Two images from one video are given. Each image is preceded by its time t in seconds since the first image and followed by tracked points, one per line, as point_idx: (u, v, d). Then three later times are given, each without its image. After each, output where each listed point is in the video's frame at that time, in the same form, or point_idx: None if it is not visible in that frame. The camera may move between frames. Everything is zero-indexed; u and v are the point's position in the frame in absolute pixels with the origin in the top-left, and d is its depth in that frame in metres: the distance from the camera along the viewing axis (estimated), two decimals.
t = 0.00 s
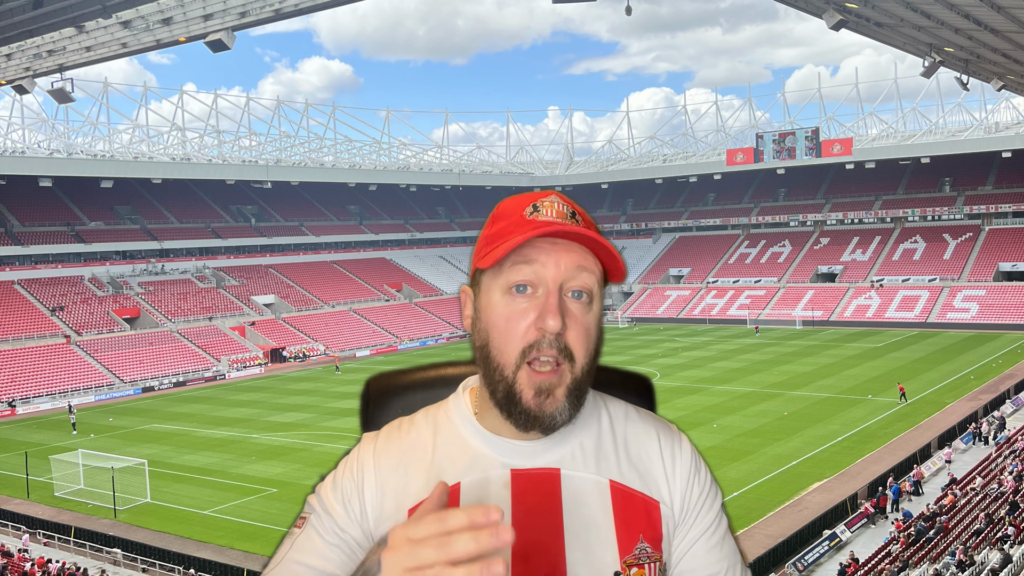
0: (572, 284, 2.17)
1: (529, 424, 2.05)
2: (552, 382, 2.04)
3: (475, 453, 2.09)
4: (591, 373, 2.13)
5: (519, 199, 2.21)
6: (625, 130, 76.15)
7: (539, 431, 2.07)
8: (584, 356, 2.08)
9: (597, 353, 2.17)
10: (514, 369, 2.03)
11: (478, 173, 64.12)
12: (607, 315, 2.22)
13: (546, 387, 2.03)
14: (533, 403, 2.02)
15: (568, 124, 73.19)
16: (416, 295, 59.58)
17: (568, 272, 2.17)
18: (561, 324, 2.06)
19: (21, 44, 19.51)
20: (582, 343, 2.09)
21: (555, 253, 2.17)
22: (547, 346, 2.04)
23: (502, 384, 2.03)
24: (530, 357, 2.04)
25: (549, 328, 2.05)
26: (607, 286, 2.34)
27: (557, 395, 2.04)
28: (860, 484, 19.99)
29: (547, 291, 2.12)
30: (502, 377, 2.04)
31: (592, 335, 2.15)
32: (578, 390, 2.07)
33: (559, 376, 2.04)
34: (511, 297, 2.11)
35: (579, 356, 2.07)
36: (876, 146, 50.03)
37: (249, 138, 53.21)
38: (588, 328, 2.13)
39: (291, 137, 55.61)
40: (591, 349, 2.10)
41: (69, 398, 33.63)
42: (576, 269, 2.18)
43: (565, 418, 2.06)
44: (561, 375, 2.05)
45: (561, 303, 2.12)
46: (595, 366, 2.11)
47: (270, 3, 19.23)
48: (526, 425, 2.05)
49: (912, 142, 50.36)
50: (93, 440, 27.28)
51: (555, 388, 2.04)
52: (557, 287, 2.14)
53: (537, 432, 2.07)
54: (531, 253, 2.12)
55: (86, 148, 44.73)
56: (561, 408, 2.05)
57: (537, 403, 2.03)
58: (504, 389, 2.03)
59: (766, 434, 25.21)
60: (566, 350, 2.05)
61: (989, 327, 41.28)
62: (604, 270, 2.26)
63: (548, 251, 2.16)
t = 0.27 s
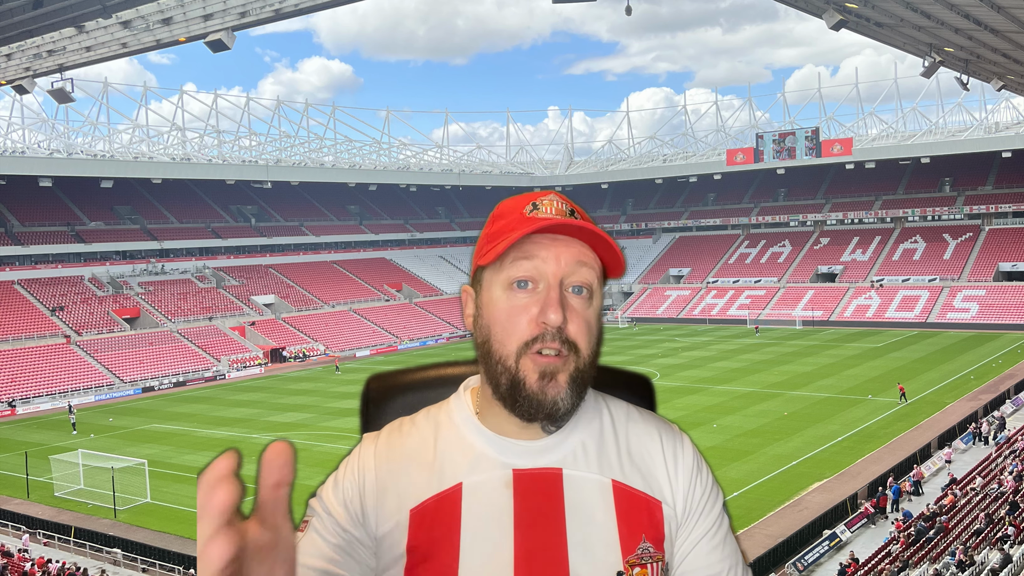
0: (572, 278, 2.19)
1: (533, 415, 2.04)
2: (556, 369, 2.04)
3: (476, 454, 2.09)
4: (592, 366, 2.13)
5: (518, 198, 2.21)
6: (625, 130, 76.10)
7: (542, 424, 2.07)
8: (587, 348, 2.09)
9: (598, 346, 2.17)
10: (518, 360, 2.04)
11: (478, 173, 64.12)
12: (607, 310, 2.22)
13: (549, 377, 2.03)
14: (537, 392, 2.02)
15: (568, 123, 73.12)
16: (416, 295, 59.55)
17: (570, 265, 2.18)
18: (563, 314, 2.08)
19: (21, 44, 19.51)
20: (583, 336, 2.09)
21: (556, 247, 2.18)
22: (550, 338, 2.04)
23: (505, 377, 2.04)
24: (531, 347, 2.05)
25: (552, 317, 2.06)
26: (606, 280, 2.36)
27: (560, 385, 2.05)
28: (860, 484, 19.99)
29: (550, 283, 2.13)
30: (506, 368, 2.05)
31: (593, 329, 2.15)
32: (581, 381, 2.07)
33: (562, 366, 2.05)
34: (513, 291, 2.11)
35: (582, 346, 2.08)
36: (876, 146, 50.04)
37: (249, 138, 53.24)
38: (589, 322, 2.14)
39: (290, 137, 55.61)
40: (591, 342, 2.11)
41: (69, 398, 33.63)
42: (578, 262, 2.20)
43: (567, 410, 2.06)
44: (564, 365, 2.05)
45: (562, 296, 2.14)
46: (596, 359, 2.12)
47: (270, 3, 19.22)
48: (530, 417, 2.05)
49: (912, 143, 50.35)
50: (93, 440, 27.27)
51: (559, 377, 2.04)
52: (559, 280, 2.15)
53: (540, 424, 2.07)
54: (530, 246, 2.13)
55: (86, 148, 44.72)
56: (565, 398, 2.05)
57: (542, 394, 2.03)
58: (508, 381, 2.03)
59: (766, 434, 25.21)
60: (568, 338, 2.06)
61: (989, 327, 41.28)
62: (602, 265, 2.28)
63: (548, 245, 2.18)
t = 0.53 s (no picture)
0: (577, 278, 2.19)
1: (536, 417, 2.04)
2: (560, 371, 2.04)
3: (478, 455, 2.09)
4: (594, 368, 2.14)
5: (523, 198, 2.21)
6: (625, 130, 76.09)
7: (544, 425, 2.07)
8: (589, 349, 2.09)
9: (600, 347, 2.17)
10: (521, 361, 2.04)
11: (478, 173, 64.11)
12: (610, 311, 2.22)
13: (553, 378, 2.03)
14: (540, 394, 2.02)
15: (568, 123, 73.11)
16: (416, 295, 59.53)
17: (573, 264, 2.19)
18: (568, 314, 2.08)
19: (21, 44, 19.51)
20: (586, 336, 2.10)
21: (559, 247, 2.19)
22: (554, 338, 2.04)
23: (508, 378, 2.04)
24: (535, 348, 2.04)
25: (558, 318, 2.06)
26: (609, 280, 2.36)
27: (563, 388, 2.05)
28: (859, 484, 19.99)
29: (554, 284, 2.13)
30: (507, 370, 2.05)
31: (595, 329, 2.15)
32: (584, 383, 2.07)
33: (565, 368, 2.05)
34: (516, 291, 2.11)
35: (586, 347, 2.08)
36: (876, 146, 50.06)
37: (249, 138, 53.29)
38: (592, 323, 2.14)
39: (290, 137, 55.61)
40: (594, 343, 2.11)
41: (69, 398, 33.62)
42: (581, 263, 2.21)
43: (570, 412, 2.05)
44: (568, 367, 2.05)
45: (567, 296, 2.14)
46: (598, 361, 2.12)
47: (270, 3, 19.22)
48: (532, 419, 2.04)
49: (912, 143, 50.36)
50: (93, 440, 27.26)
51: (562, 380, 2.05)
52: (563, 280, 2.15)
53: (542, 425, 2.07)
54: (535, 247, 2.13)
55: (86, 148, 44.72)
56: (568, 401, 2.05)
57: (545, 396, 2.02)
58: (511, 382, 2.03)
59: (766, 434, 25.21)
60: (571, 339, 2.06)
61: (989, 327, 41.28)
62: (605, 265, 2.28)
63: (551, 245, 2.17)
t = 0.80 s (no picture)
0: (572, 282, 2.18)
1: (534, 421, 2.04)
2: (556, 378, 2.04)
3: (479, 457, 2.09)
4: (592, 370, 2.13)
5: (514, 201, 2.21)
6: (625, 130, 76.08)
7: (542, 428, 2.07)
8: (585, 353, 2.08)
9: (598, 349, 2.16)
10: (516, 367, 2.04)
11: (478, 173, 64.10)
12: (605, 311, 2.21)
13: (550, 384, 2.03)
14: (536, 398, 2.02)
15: (568, 123, 73.09)
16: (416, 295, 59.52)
17: (566, 267, 2.17)
18: (560, 319, 2.07)
19: (21, 44, 19.51)
20: (582, 339, 2.09)
21: (551, 250, 2.18)
22: (551, 346, 2.04)
23: (509, 384, 2.03)
24: (529, 355, 2.04)
25: (549, 324, 2.05)
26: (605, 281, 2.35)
27: (561, 391, 2.04)
28: (860, 484, 19.98)
29: (546, 288, 2.13)
30: (504, 376, 2.04)
31: (593, 330, 2.14)
32: (581, 387, 2.06)
33: (560, 373, 2.05)
34: (509, 297, 2.12)
35: (581, 353, 2.07)
36: (876, 146, 50.03)
37: (249, 138, 53.28)
38: (591, 323, 2.13)
39: (290, 137, 55.57)
40: (590, 346, 2.10)
41: (69, 398, 33.63)
42: (574, 266, 2.19)
43: (567, 415, 2.05)
44: (563, 371, 2.05)
45: (559, 299, 2.13)
46: (595, 363, 2.11)
47: (270, 3, 19.22)
48: (529, 423, 2.05)
49: (912, 143, 50.34)
50: (93, 440, 27.27)
51: (558, 384, 2.04)
52: (555, 284, 2.15)
53: (541, 430, 2.07)
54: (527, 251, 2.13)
55: (85, 148, 44.72)
56: (568, 403, 2.04)
57: (541, 400, 2.02)
58: (507, 388, 2.03)
59: (766, 434, 25.21)
60: (565, 344, 2.06)
61: (989, 327, 41.26)
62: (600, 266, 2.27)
63: (544, 248, 2.17)
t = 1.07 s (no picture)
0: (541, 281, 2.16)
1: (516, 425, 2.04)
2: (532, 381, 2.03)
3: (474, 458, 2.09)
4: (579, 370, 2.12)
5: (486, 202, 2.21)
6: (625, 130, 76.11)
7: (528, 432, 2.07)
8: (564, 355, 2.07)
9: (584, 348, 2.15)
10: (494, 372, 2.04)
11: (478, 173, 64.11)
12: (589, 310, 2.19)
13: (524, 387, 2.03)
14: (513, 403, 2.03)
15: (568, 124, 73.11)
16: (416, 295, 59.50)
17: (533, 268, 2.16)
18: (531, 324, 2.07)
19: (20, 44, 19.51)
20: (559, 340, 2.08)
21: (520, 251, 2.17)
22: (519, 349, 2.05)
23: (488, 388, 2.05)
24: (505, 360, 2.05)
25: (518, 329, 2.05)
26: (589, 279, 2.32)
27: (538, 395, 2.04)
28: (860, 484, 19.99)
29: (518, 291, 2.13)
30: (485, 381, 2.05)
31: (574, 331, 2.12)
32: (564, 389, 2.05)
33: (538, 376, 2.05)
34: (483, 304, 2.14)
35: (558, 354, 2.06)
36: (877, 146, 50.03)
37: (249, 138, 53.29)
38: (566, 323, 2.11)
39: (290, 137, 55.56)
40: (571, 344, 2.09)
41: (69, 398, 33.62)
42: (541, 265, 2.17)
43: (552, 419, 2.05)
44: (540, 374, 2.05)
45: (530, 300, 2.12)
46: (579, 364, 2.09)
47: (270, 3, 19.22)
48: (512, 427, 2.05)
49: (912, 143, 50.35)
50: (93, 440, 27.27)
51: (535, 388, 2.04)
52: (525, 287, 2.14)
53: (526, 433, 2.07)
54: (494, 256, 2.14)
55: (86, 148, 44.71)
56: (546, 407, 2.05)
57: (518, 404, 2.03)
58: (489, 392, 2.04)
59: (766, 434, 25.21)
60: (539, 348, 2.05)
61: (989, 327, 41.26)
62: (578, 262, 2.23)
63: (512, 251, 2.16)
